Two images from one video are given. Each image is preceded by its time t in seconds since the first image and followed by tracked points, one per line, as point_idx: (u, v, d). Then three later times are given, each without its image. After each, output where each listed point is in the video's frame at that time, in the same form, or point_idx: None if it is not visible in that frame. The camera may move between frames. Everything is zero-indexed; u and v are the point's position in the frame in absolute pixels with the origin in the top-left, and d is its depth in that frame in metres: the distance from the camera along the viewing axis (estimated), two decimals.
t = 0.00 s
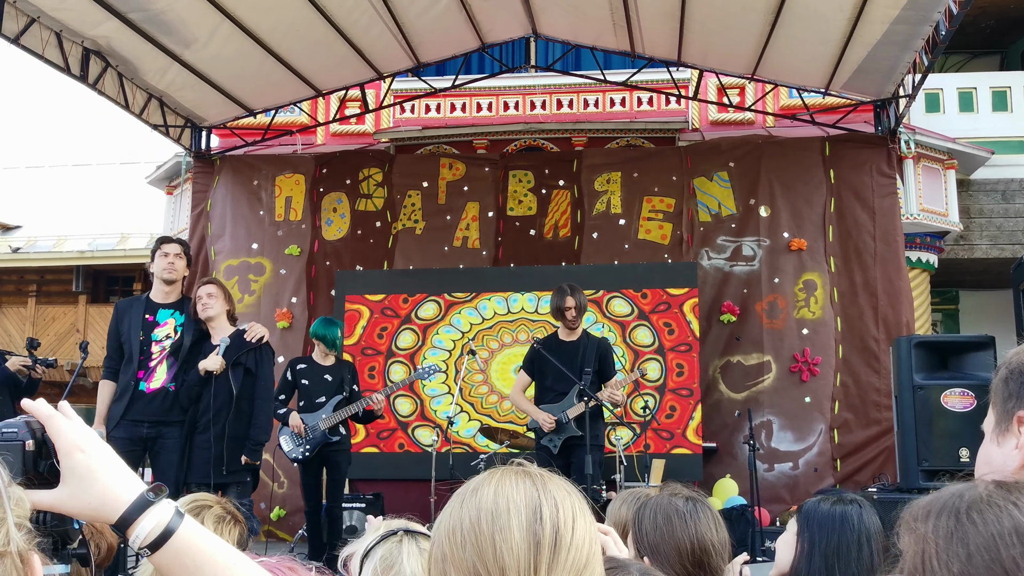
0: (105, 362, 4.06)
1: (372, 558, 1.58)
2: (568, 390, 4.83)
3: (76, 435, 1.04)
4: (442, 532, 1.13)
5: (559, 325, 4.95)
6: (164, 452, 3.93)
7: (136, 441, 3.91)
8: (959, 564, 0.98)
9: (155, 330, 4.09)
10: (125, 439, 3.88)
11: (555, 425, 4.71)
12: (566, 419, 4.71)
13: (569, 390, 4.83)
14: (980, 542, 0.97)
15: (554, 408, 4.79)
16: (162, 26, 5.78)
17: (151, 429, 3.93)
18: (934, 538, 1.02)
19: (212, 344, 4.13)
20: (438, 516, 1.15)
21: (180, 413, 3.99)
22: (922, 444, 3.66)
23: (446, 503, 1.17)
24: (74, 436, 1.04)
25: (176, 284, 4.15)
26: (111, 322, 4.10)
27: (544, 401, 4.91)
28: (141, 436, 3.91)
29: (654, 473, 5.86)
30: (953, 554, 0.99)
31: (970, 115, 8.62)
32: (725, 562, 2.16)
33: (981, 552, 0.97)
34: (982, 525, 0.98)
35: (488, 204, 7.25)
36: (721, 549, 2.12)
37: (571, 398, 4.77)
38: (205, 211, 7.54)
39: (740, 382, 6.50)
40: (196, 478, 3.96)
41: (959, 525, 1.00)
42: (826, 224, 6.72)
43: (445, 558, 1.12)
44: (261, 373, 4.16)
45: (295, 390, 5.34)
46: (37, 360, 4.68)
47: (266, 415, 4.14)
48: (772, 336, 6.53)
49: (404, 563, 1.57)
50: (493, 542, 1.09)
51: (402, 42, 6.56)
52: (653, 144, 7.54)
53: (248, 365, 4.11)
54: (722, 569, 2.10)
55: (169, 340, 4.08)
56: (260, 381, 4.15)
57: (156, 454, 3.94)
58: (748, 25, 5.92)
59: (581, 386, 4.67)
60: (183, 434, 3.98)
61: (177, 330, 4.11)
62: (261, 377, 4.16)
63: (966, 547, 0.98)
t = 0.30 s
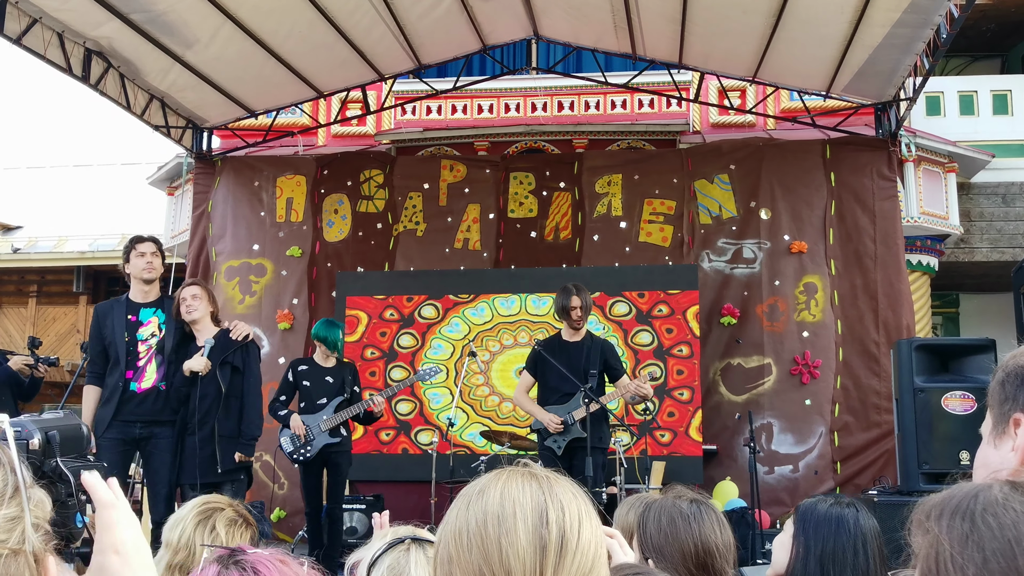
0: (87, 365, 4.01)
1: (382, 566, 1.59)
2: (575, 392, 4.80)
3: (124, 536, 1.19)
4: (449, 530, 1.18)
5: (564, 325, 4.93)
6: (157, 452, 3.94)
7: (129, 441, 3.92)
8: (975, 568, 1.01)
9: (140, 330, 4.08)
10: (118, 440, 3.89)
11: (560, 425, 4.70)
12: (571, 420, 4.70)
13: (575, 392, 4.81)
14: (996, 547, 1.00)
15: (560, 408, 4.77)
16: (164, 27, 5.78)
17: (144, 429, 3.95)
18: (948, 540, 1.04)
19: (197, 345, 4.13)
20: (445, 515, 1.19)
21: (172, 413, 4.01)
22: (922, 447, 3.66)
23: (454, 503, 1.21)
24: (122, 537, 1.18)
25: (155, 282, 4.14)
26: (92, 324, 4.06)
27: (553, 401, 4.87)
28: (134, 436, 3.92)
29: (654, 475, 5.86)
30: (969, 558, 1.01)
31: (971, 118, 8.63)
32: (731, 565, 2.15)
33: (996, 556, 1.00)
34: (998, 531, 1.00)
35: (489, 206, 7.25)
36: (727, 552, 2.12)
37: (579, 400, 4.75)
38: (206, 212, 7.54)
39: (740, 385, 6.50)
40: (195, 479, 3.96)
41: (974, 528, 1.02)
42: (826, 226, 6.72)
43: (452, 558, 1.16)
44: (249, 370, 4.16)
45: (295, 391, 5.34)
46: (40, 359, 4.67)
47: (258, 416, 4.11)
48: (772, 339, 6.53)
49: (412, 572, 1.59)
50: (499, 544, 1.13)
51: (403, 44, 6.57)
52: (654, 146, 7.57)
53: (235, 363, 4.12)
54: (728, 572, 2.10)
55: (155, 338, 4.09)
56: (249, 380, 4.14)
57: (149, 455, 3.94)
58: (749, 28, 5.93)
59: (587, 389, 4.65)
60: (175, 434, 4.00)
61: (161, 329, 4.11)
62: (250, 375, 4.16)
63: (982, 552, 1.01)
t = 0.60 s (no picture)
0: (74, 371, 4.01)
1: None
2: (574, 396, 4.80)
3: None
4: (447, 535, 1.18)
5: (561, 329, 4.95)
6: (153, 452, 3.93)
7: (125, 442, 3.91)
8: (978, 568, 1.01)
9: (128, 333, 4.08)
10: (114, 441, 3.89)
11: (562, 431, 4.71)
12: (572, 426, 4.70)
13: (575, 395, 4.81)
14: (999, 547, 1.00)
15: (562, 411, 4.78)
16: (165, 28, 5.79)
17: (139, 430, 3.94)
18: (952, 540, 1.05)
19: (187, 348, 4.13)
20: (443, 520, 1.19)
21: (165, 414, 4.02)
22: (922, 450, 3.67)
23: (451, 508, 1.21)
24: None
25: (139, 285, 4.13)
26: (78, 330, 4.05)
27: (550, 405, 4.88)
28: (129, 437, 3.91)
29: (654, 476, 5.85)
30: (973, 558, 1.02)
31: (971, 121, 8.64)
32: (734, 569, 2.15)
33: (1000, 556, 1.00)
34: (1002, 531, 1.01)
35: (490, 208, 7.25)
36: (730, 556, 2.11)
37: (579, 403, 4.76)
38: (207, 213, 7.55)
39: (740, 388, 6.51)
40: (192, 479, 3.98)
41: (977, 528, 1.03)
42: (827, 229, 6.73)
43: (451, 563, 1.16)
44: (239, 369, 4.16)
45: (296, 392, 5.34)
46: (44, 360, 4.68)
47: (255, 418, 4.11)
48: (772, 342, 6.54)
49: None
50: (499, 549, 1.13)
51: (404, 45, 6.58)
52: (655, 149, 7.58)
53: (226, 363, 4.12)
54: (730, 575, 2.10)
55: (144, 340, 4.09)
56: (241, 380, 4.14)
57: (145, 455, 3.93)
58: (749, 31, 5.94)
59: (587, 392, 4.65)
60: (169, 434, 4.01)
61: (150, 330, 4.11)
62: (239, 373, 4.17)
63: (985, 551, 1.01)
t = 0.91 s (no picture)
0: (74, 367, 3.99)
1: None
2: (572, 398, 4.81)
3: None
4: (467, 532, 1.22)
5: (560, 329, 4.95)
6: (153, 450, 3.95)
7: (126, 442, 3.93)
8: (959, 568, 1.02)
9: (130, 330, 4.07)
10: (115, 440, 3.90)
11: (562, 433, 4.70)
12: (571, 427, 4.70)
13: (574, 396, 4.81)
14: (980, 548, 1.00)
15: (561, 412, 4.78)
16: (166, 29, 5.80)
17: (139, 429, 3.95)
18: (936, 540, 1.05)
19: (188, 346, 4.12)
20: (462, 516, 1.24)
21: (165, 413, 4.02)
22: (921, 451, 3.68)
23: (468, 505, 1.26)
24: None
25: (140, 283, 4.12)
26: (80, 328, 4.04)
27: (548, 406, 4.89)
28: (130, 436, 3.93)
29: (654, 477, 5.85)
30: (953, 558, 1.02)
31: (971, 123, 8.63)
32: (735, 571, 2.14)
33: (979, 557, 1.00)
34: (982, 532, 1.01)
35: (490, 209, 7.26)
36: (730, 557, 2.11)
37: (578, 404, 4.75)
38: (207, 214, 7.55)
39: (739, 389, 6.51)
40: (189, 480, 3.98)
41: (960, 529, 1.03)
42: (827, 230, 6.73)
43: (468, 557, 1.21)
44: (239, 370, 4.15)
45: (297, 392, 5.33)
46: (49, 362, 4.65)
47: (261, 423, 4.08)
48: (772, 343, 6.54)
49: None
50: (518, 544, 1.17)
51: (405, 46, 6.59)
52: (654, 150, 7.60)
53: (226, 363, 4.11)
54: None
55: (145, 338, 4.08)
56: (241, 380, 4.13)
57: (145, 453, 3.95)
58: (749, 32, 5.95)
59: (587, 393, 4.65)
60: (170, 433, 4.01)
61: (151, 329, 4.10)
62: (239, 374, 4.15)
63: (966, 552, 1.02)
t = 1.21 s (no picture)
0: (91, 365, 4.00)
1: None
2: (570, 398, 4.82)
3: None
4: (473, 520, 1.19)
5: (558, 329, 4.94)
6: (161, 452, 3.93)
7: (133, 443, 3.90)
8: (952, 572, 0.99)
9: (147, 331, 4.05)
10: (123, 441, 3.88)
11: (559, 430, 4.70)
12: (569, 424, 4.71)
13: (571, 396, 4.81)
14: (973, 553, 0.98)
15: (559, 412, 4.78)
16: (164, 29, 5.79)
17: (148, 430, 3.93)
18: (930, 543, 1.03)
19: (202, 347, 4.11)
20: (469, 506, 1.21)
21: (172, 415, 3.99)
22: (919, 452, 3.68)
23: (475, 502, 1.23)
24: None
25: (161, 283, 4.10)
26: (98, 325, 4.03)
27: (546, 407, 4.89)
28: (139, 437, 3.91)
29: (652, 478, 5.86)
30: (948, 563, 1.00)
31: (970, 124, 8.64)
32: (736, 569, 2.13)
33: (974, 563, 0.98)
34: (976, 537, 0.99)
35: (488, 210, 7.25)
36: (729, 555, 2.10)
37: (575, 403, 4.76)
38: (205, 213, 7.54)
39: (737, 390, 6.51)
40: (195, 479, 3.94)
41: (954, 532, 1.01)
42: (825, 231, 6.73)
43: (476, 544, 1.16)
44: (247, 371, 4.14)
45: (295, 392, 5.33)
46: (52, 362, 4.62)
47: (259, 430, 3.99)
48: (770, 343, 6.54)
49: None
50: (525, 527, 1.13)
51: (403, 46, 6.58)
52: (653, 151, 7.59)
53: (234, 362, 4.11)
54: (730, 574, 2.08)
55: (161, 340, 4.06)
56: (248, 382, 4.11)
57: (153, 454, 3.94)
58: (747, 33, 5.95)
59: (584, 392, 4.66)
60: (177, 434, 3.99)
61: (168, 331, 4.08)
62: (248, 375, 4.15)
63: (960, 556, 0.99)
